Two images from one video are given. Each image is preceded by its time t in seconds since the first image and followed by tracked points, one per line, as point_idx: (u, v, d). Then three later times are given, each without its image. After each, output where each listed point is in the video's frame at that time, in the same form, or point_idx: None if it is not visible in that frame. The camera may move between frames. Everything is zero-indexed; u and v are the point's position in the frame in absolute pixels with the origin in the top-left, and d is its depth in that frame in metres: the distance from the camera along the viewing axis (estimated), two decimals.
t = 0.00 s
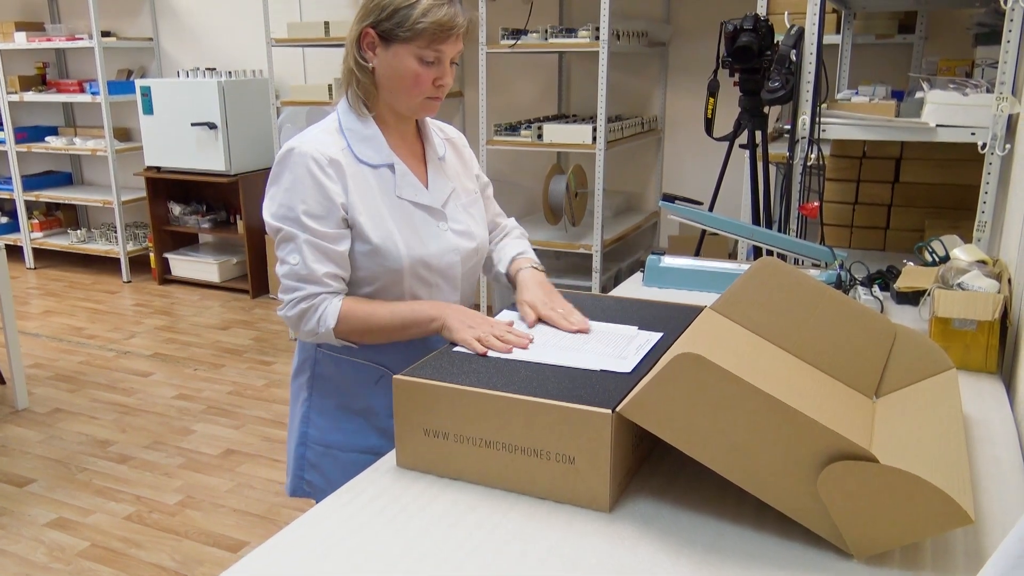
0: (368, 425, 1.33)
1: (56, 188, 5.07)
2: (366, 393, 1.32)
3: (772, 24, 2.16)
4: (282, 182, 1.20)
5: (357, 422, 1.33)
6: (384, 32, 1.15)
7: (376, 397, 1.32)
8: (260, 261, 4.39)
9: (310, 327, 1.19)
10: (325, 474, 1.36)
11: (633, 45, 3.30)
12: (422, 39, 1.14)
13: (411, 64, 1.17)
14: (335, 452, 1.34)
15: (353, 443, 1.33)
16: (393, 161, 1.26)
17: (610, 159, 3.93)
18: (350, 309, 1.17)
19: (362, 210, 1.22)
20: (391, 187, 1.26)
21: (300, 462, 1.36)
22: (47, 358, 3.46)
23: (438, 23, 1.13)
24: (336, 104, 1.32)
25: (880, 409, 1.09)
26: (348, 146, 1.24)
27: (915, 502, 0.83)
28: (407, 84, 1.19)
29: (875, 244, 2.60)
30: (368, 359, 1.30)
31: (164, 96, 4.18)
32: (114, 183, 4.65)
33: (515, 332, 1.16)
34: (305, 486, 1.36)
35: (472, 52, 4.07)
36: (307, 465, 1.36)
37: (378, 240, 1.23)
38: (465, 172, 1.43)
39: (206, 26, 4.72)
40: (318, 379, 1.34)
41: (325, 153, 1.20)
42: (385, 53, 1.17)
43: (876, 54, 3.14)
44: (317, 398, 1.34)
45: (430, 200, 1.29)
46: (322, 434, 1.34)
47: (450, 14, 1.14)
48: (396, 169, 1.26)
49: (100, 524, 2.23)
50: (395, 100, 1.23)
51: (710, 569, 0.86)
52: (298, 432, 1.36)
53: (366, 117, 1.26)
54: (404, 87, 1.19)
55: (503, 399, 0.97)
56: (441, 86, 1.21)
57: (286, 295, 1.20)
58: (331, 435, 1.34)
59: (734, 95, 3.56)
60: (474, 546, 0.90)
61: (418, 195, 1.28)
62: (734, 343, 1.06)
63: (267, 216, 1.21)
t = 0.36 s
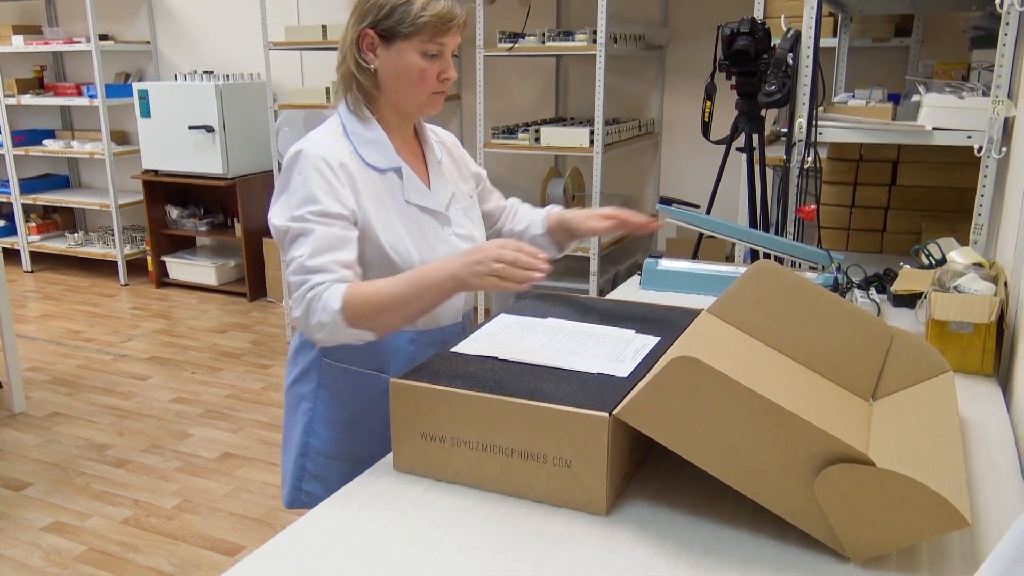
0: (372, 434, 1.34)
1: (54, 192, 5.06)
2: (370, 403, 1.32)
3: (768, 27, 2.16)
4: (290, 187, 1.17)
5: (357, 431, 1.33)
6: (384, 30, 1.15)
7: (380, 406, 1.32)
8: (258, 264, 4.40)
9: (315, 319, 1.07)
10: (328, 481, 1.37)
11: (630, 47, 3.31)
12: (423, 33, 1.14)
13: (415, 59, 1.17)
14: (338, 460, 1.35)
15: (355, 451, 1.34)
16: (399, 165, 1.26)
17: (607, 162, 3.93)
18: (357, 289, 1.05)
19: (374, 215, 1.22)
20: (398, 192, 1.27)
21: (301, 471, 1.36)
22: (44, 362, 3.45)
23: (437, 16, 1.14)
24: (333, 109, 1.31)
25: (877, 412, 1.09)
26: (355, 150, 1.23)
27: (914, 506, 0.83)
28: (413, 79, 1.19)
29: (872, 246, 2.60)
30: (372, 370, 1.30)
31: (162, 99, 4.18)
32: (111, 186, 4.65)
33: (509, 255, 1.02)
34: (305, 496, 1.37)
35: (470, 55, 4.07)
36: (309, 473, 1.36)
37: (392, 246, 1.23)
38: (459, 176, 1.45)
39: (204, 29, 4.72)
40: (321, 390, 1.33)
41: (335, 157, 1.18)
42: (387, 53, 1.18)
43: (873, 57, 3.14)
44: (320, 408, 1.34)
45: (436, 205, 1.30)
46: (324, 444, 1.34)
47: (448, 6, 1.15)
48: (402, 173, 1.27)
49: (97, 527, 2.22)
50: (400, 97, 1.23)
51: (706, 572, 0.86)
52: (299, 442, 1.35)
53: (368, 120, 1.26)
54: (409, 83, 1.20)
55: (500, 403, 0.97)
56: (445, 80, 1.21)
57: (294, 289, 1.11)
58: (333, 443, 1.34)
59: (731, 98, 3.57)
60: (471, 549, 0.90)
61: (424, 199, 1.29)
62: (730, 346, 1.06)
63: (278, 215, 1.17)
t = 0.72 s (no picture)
0: (343, 432, 1.30)
1: (49, 195, 5.05)
2: (347, 401, 1.30)
3: (763, 31, 2.16)
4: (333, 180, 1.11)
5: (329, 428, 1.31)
6: (396, 40, 1.16)
7: (357, 409, 1.30)
8: (253, 267, 4.39)
9: (431, 298, 0.95)
10: (286, 474, 1.33)
11: (625, 51, 3.32)
12: (435, 35, 1.14)
13: (432, 63, 1.16)
14: (304, 453, 1.31)
15: (323, 447, 1.31)
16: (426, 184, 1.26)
17: (603, 165, 3.93)
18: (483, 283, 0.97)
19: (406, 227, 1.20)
20: (424, 210, 1.26)
21: (261, 455, 1.32)
22: (39, 365, 3.44)
23: (447, 15, 1.13)
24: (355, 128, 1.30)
25: (873, 414, 1.09)
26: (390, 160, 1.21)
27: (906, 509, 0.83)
28: (433, 85, 1.18)
29: (867, 249, 2.61)
30: (359, 367, 1.30)
31: (158, 103, 4.18)
32: (107, 189, 4.64)
33: (655, 370, 0.85)
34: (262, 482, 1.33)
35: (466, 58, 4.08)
36: (269, 460, 1.33)
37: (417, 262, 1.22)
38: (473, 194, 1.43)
39: (199, 32, 4.72)
40: (302, 376, 1.31)
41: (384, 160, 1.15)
42: (402, 63, 1.17)
43: (867, 61, 3.16)
44: (296, 396, 1.32)
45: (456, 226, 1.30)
46: (292, 432, 1.31)
47: (456, 5, 1.14)
48: (428, 192, 1.26)
49: (91, 531, 2.21)
50: (423, 107, 1.22)
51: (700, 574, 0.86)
52: (267, 425, 1.32)
53: (397, 135, 1.24)
54: (429, 89, 1.19)
55: (495, 405, 0.97)
56: (467, 80, 1.20)
57: (394, 268, 0.99)
58: (303, 434, 1.31)
59: (725, 102, 3.58)
60: (464, 553, 0.89)
61: (447, 219, 1.29)
62: (727, 350, 1.06)
63: (343, 199, 1.05)
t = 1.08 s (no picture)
0: (333, 438, 1.30)
1: (42, 199, 5.03)
2: (338, 406, 1.30)
3: (755, 32, 2.16)
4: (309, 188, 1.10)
5: (320, 434, 1.31)
6: (373, 43, 1.16)
7: (348, 414, 1.30)
8: (247, 270, 4.38)
9: (388, 314, 0.94)
10: (279, 480, 1.32)
11: (618, 53, 3.33)
12: (412, 36, 1.14)
13: (409, 65, 1.16)
14: (295, 460, 1.31)
15: (315, 453, 1.31)
16: (406, 184, 1.25)
17: (596, 167, 3.93)
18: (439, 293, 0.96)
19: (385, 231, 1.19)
20: (404, 211, 1.25)
21: (252, 463, 1.32)
22: (31, 370, 3.42)
23: (423, 17, 1.13)
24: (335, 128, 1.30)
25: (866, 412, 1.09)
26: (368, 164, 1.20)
27: (899, 326, 0.79)
28: (410, 87, 1.18)
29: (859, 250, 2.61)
30: (348, 372, 1.29)
31: (151, 106, 4.17)
32: (100, 192, 4.62)
33: (617, 330, 0.84)
34: (253, 490, 1.32)
35: (459, 61, 4.09)
36: (260, 467, 1.32)
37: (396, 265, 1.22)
38: (457, 194, 1.43)
39: (192, 35, 4.71)
40: (291, 383, 1.31)
41: (359, 167, 1.15)
42: (379, 65, 1.18)
43: (858, 63, 3.17)
44: (286, 404, 1.32)
45: (438, 226, 1.30)
46: (284, 439, 1.31)
47: (432, 6, 1.14)
48: (409, 192, 1.25)
49: (84, 536, 2.20)
50: (403, 109, 1.22)
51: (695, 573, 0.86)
52: (257, 434, 1.32)
53: (376, 135, 1.23)
54: (406, 90, 1.19)
55: (488, 408, 0.97)
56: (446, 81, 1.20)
57: (355, 283, 0.99)
58: (294, 441, 1.31)
59: (718, 103, 3.59)
60: (458, 557, 0.89)
61: (428, 219, 1.28)
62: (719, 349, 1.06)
63: (317, 211, 1.06)
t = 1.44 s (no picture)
0: (341, 438, 1.32)
1: (36, 201, 5.02)
2: (341, 407, 1.32)
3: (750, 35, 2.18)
4: (270, 192, 1.15)
5: (327, 436, 1.32)
6: (337, 40, 1.18)
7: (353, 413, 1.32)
8: (242, 272, 4.37)
9: (312, 321, 0.98)
10: (292, 487, 1.34)
11: (613, 55, 3.34)
12: (374, 41, 1.15)
13: (368, 67, 1.18)
14: (306, 465, 1.33)
15: (324, 456, 1.33)
16: (373, 173, 1.26)
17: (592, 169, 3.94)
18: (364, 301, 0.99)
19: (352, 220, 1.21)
20: (373, 199, 1.26)
21: (266, 473, 1.34)
22: (25, 373, 3.41)
23: (388, 22, 1.14)
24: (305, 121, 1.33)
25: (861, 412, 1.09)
26: (330, 159, 1.23)
27: (589, 174, 0.76)
28: (368, 89, 1.20)
29: (853, 251, 2.61)
30: (345, 374, 1.30)
31: (146, 109, 4.16)
32: (94, 195, 4.62)
33: (523, 329, 0.91)
34: (271, 499, 1.35)
35: (454, 63, 4.09)
36: (275, 476, 1.34)
37: (367, 255, 1.23)
38: (433, 186, 1.44)
39: (186, 38, 4.71)
40: (292, 391, 1.33)
41: (316, 163, 1.19)
42: (342, 62, 1.19)
43: (852, 66, 3.18)
44: (290, 411, 1.33)
45: (410, 212, 1.30)
46: (293, 446, 1.33)
47: (399, 13, 1.15)
48: (377, 181, 1.27)
49: (78, 540, 2.20)
50: (360, 106, 1.24)
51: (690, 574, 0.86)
52: (267, 444, 1.34)
53: (341, 129, 1.26)
54: (365, 91, 1.20)
55: (484, 410, 0.97)
56: (405, 89, 1.21)
57: (288, 287, 1.03)
58: (301, 447, 1.33)
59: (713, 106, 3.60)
60: (454, 560, 0.89)
61: (399, 206, 1.29)
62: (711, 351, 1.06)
63: (269, 216, 1.12)
